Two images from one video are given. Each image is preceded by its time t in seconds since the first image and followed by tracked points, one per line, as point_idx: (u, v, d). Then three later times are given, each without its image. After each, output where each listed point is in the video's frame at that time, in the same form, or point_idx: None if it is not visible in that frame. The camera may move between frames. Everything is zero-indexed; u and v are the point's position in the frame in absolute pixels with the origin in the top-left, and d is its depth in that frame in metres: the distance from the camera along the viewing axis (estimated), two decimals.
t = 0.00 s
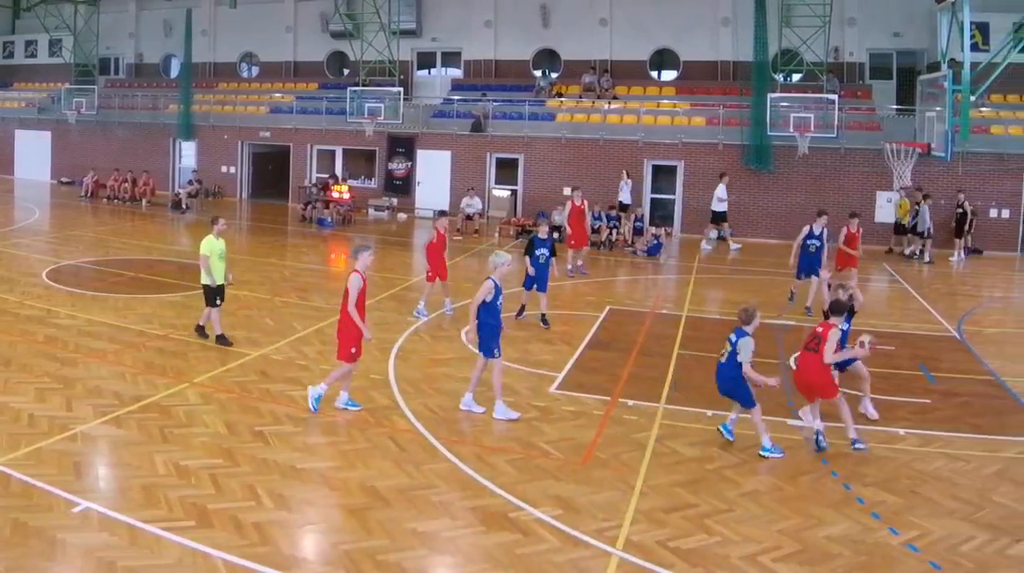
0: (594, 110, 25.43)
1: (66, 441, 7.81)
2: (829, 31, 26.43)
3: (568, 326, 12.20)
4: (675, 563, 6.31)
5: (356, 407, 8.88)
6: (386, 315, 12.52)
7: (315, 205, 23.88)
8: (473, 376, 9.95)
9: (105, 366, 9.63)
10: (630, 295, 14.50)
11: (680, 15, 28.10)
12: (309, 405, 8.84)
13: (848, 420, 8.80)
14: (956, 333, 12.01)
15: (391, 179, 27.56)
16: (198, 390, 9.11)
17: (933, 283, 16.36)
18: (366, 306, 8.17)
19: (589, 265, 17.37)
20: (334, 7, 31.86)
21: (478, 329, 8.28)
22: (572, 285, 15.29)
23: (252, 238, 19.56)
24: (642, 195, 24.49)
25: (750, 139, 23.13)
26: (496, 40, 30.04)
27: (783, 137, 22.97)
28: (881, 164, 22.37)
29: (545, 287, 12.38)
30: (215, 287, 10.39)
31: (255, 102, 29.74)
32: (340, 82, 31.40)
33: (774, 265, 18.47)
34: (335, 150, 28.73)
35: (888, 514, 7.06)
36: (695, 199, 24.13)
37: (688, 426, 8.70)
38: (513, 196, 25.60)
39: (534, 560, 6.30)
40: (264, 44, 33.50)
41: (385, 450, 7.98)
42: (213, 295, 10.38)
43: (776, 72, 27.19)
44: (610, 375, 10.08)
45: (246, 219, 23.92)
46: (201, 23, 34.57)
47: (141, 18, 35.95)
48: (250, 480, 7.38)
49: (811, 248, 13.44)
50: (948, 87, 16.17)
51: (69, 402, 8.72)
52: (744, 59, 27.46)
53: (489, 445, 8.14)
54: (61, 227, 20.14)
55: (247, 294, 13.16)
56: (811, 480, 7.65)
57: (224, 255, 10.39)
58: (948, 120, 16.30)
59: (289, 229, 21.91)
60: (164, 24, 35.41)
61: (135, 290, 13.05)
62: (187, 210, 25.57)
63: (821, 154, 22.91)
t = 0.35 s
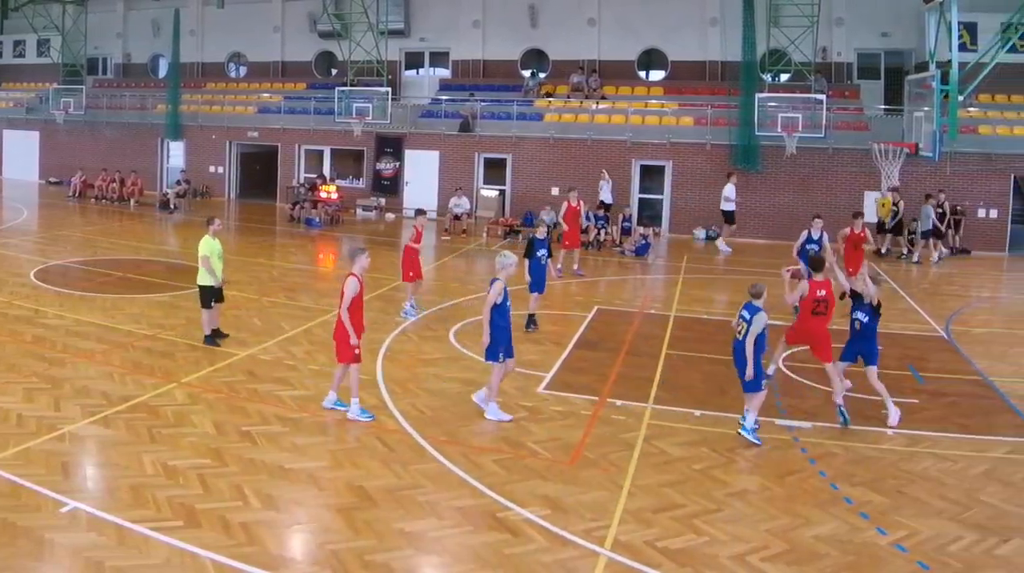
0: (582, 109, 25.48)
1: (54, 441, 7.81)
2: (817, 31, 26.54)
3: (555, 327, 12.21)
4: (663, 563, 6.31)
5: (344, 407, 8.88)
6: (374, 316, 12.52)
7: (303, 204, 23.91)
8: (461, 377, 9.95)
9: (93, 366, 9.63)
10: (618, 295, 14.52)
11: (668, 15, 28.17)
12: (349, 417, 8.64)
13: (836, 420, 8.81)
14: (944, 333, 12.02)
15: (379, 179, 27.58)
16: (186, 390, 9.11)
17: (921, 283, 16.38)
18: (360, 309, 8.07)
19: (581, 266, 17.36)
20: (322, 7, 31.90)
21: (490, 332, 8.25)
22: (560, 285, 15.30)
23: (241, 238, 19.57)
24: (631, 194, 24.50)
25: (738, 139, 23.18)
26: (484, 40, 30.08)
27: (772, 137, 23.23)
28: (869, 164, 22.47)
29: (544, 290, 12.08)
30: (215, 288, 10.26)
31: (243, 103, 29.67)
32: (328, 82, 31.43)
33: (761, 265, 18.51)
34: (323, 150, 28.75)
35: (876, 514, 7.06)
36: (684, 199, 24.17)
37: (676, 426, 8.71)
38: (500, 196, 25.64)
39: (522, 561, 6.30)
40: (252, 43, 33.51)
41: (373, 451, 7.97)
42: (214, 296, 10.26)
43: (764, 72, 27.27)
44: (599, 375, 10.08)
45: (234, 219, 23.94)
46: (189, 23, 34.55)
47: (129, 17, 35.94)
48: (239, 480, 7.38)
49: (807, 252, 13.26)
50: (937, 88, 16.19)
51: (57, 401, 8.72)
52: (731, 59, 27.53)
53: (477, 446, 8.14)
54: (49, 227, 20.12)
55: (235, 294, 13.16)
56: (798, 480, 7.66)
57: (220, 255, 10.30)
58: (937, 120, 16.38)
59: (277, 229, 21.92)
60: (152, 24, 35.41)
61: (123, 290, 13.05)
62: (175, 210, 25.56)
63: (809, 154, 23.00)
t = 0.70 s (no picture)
0: (568, 109, 25.34)
1: (40, 441, 7.80)
2: (804, 31, 26.65)
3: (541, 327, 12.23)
4: (650, 563, 6.30)
5: (330, 408, 8.89)
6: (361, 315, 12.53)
7: (289, 204, 23.92)
8: (449, 377, 9.95)
9: (80, 366, 9.63)
10: (605, 295, 14.55)
11: (654, 15, 28.26)
12: (336, 417, 8.62)
13: (823, 419, 8.82)
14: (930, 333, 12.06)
15: (366, 179, 27.58)
16: (173, 390, 9.11)
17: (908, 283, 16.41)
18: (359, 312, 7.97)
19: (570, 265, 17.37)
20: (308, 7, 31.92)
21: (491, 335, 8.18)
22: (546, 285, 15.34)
23: (228, 238, 19.59)
24: (617, 194, 24.61)
25: (725, 139, 23.32)
26: (471, 40, 30.14)
27: (758, 137, 23.12)
28: (856, 164, 22.54)
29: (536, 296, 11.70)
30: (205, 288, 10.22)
31: (229, 103, 29.71)
32: (314, 82, 31.47)
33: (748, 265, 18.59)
34: (309, 150, 28.80)
35: (863, 514, 7.05)
36: (671, 198, 24.25)
37: (663, 426, 8.71)
38: (487, 196, 25.69)
39: (508, 560, 6.30)
40: (238, 43, 33.52)
41: (360, 451, 7.97)
42: (203, 296, 10.21)
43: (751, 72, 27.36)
44: (586, 375, 10.09)
45: (220, 219, 23.97)
46: (175, 23, 34.50)
47: (115, 17, 35.91)
48: (225, 480, 7.38)
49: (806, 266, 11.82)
50: (924, 88, 16.10)
51: (44, 401, 8.72)
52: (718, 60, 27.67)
53: (464, 445, 8.14)
54: (35, 227, 20.09)
55: (222, 294, 13.15)
56: (785, 480, 7.66)
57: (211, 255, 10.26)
58: (922, 120, 16.42)
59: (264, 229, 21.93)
60: (139, 25, 35.39)
61: (109, 290, 13.04)
62: (161, 211, 25.56)
63: (795, 153, 23.05)
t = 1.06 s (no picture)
0: (556, 109, 25.21)
1: (27, 441, 7.80)
2: (791, 31, 26.74)
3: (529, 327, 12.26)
4: (637, 563, 6.29)
5: (317, 408, 8.89)
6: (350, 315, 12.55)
7: (277, 204, 23.91)
8: (437, 377, 9.96)
9: (67, 366, 9.63)
10: (592, 295, 14.56)
11: (642, 16, 28.34)
12: (324, 417, 8.62)
13: (811, 419, 8.82)
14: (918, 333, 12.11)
15: (354, 179, 27.61)
16: (161, 390, 9.12)
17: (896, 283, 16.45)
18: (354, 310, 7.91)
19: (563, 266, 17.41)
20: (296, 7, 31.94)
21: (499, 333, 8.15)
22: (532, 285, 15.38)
23: (216, 238, 19.59)
24: (604, 194, 24.78)
25: (713, 139, 23.47)
26: (459, 40, 30.18)
27: (746, 136, 23.22)
28: (845, 164, 22.77)
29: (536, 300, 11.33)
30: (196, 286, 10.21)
31: (217, 102, 29.56)
32: (302, 82, 31.53)
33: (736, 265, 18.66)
34: (297, 150, 28.81)
35: (850, 514, 7.05)
36: (660, 198, 24.46)
37: (651, 426, 8.72)
38: (475, 196, 25.76)
39: (495, 561, 6.30)
40: (225, 44, 33.55)
41: (348, 451, 7.97)
42: (195, 295, 10.20)
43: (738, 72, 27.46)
44: (574, 375, 10.10)
45: (208, 218, 23.96)
46: (163, 23, 34.46)
47: (103, 18, 35.90)
48: (213, 480, 7.38)
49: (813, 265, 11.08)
50: (912, 88, 16.02)
51: (32, 401, 8.72)
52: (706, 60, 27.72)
53: (452, 446, 8.14)
54: (23, 227, 20.07)
55: (210, 294, 13.16)
56: (774, 479, 7.66)
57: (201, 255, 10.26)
58: (910, 120, 16.19)
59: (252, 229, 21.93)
60: (127, 24, 35.40)
61: (97, 290, 13.05)
62: (149, 210, 25.56)
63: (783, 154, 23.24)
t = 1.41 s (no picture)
0: (543, 109, 25.22)
1: (14, 441, 7.79)
2: (777, 31, 26.81)
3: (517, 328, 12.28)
4: (624, 563, 6.28)
5: (303, 408, 8.89)
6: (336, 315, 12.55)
7: (264, 204, 23.92)
8: (424, 377, 9.97)
9: (54, 366, 9.63)
10: (579, 295, 14.56)
11: (629, 16, 28.39)
12: (311, 417, 8.63)
13: (798, 419, 8.84)
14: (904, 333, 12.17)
15: (341, 179, 27.64)
16: (148, 390, 9.12)
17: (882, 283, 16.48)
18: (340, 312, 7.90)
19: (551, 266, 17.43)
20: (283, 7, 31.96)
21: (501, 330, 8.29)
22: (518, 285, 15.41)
23: (202, 237, 19.58)
24: (591, 194, 24.83)
25: (700, 139, 23.61)
26: (445, 40, 30.20)
27: (731, 137, 23.46)
28: (831, 164, 22.86)
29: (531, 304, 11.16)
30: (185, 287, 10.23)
31: (205, 102, 29.57)
32: (289, 82, 31.56)
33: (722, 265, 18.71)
34: (284, 150, 28.81)
35: (837, 514, 7.05)
36: (646, 198, 24.53)
37: (638, 426, 8.73)
38: (462, 196, 25.77)
39: (482, 560, 6.29)
40: (212, 44, 33.57)
41: (334, 451, 7.97)
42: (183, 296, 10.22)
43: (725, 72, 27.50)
44: (561, 375, 10.11)
45: (195, 218, 23.97)
46: (150, 23, 34.46)
47: (90, 18, 35.89)
48: (199, 480, 7.37)
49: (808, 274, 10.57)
50: (898, 88, 16.01)
51: (19, 401, 8.72)
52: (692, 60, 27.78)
53: (439, 445, 8.14)
54: (9, 227, 20.04)
55: (196, 294, 13.16)
56: (760, 479, 7.66)
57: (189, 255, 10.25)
58: (897, 120, 16.13)
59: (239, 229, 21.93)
60: (113, 24, 35.38)
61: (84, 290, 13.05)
62: (136, 211, 25.56)
63: (770, 154, 23.35)
